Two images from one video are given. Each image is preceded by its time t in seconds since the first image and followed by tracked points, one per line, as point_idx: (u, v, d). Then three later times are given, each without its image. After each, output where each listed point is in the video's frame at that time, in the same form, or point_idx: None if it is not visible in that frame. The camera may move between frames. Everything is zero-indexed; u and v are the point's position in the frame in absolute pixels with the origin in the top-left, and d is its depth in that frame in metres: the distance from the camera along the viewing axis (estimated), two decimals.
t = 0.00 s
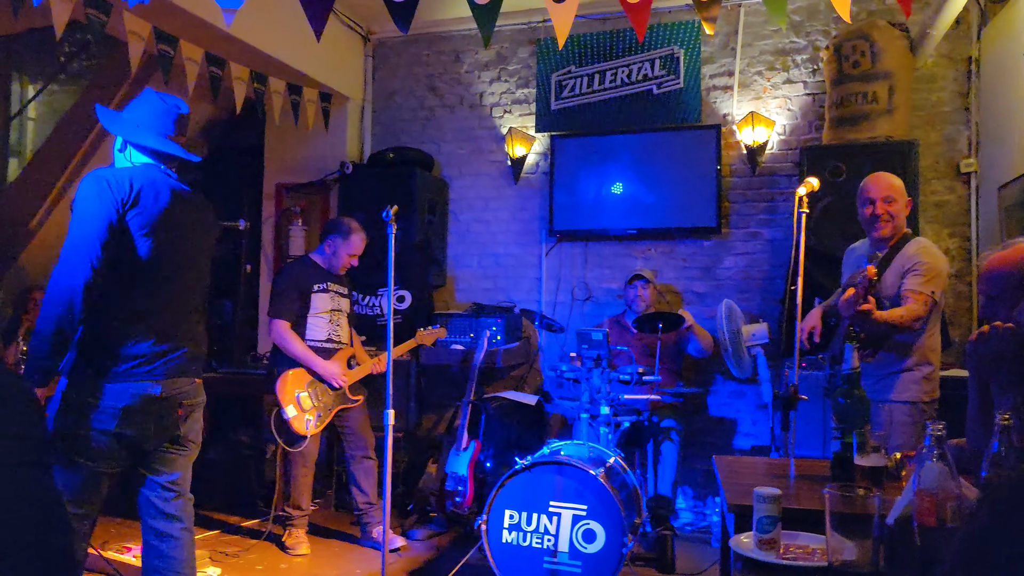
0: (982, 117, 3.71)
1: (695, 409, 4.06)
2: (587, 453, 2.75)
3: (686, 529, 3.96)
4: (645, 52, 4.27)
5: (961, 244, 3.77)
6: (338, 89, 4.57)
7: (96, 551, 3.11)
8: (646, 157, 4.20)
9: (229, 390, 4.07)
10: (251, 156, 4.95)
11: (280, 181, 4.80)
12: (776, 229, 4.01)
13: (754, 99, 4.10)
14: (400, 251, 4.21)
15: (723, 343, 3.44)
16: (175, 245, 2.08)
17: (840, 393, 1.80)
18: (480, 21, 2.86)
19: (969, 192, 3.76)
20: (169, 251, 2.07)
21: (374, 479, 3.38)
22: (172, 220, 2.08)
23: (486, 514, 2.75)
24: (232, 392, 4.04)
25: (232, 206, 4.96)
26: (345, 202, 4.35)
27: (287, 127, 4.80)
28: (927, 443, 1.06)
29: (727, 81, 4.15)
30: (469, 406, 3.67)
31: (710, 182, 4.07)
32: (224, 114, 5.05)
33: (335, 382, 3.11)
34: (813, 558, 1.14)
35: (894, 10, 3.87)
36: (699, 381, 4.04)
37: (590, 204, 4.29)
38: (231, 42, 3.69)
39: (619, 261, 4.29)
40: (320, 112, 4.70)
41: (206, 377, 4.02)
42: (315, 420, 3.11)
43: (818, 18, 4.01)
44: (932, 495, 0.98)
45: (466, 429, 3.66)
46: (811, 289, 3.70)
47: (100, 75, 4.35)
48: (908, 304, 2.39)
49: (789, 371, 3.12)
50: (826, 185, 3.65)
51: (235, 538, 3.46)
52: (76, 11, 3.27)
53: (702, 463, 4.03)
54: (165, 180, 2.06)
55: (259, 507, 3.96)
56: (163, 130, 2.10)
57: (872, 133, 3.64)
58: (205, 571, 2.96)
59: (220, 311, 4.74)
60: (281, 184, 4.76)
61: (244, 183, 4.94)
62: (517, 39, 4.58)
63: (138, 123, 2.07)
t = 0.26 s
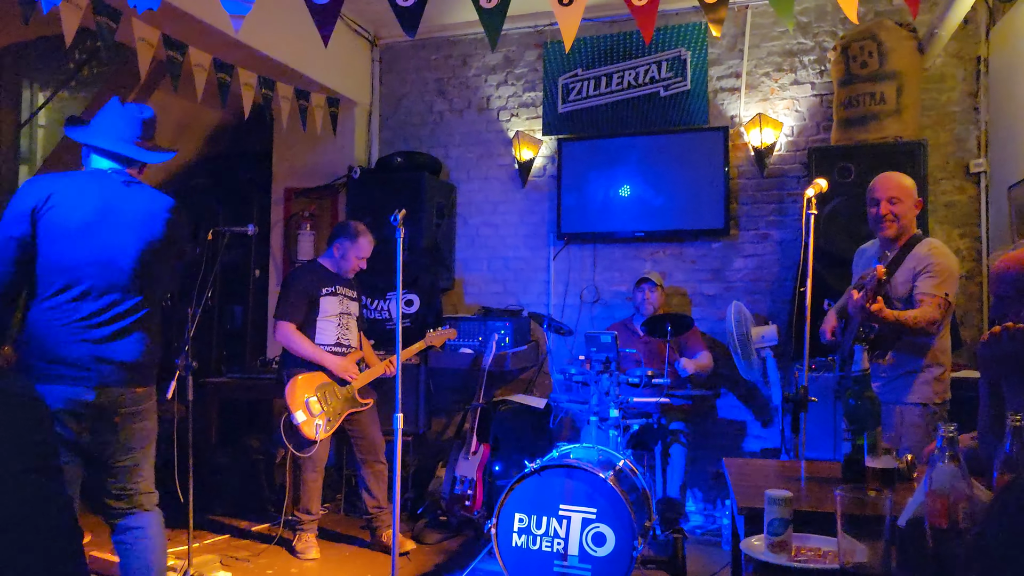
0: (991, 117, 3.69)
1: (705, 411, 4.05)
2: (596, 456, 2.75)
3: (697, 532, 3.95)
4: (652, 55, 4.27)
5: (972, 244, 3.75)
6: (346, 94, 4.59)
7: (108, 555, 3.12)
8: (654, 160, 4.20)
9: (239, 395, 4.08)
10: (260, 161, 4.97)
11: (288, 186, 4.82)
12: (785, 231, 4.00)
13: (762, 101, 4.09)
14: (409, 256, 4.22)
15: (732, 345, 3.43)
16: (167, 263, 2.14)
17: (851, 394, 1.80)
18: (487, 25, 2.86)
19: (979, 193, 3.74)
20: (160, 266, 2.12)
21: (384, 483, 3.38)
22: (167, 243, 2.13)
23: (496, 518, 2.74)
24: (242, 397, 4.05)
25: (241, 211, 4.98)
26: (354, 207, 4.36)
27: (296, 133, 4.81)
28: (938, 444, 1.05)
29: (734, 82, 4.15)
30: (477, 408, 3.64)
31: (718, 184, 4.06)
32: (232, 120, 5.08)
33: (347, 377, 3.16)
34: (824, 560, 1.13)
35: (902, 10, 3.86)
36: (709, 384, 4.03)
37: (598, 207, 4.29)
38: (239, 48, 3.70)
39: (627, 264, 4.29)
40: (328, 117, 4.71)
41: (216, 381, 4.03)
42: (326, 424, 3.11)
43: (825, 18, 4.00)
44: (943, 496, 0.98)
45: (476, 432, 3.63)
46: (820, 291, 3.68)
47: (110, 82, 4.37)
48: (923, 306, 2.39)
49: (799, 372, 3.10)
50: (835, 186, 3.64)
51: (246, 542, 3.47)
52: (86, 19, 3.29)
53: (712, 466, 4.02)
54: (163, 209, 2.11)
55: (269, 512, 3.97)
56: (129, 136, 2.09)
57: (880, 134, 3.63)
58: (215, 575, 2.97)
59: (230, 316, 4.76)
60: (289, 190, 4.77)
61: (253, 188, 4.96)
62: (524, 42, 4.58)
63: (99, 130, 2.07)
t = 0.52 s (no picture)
0: (998, 117, 3.68)
1: (712, 413, 4.04)
2: (603, 458, 2.75)
3: (704, 534, 3.94)
4: (656, 56, 4.27)
5: (979, 244, 3.74)
6: (351, 97, 4.60)
7: (116, 559, 3.13)
8: (659, 161, 4.20)
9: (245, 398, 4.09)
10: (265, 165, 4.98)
11: (293, 190, 4.81)
12: (791, 232, 3.99)
13: (767, 101, 4.09)
14: (414, 258, 4.23)
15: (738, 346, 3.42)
16: (150, 265, 2.36)
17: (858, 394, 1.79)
18: (491, 27, 2.87)
19: (986, 193, 3.73)
20: (142, 270, 2.34)
21: (391, 486, 3.39)
22: (149, 249, 2.35)
23: (502, 520, 2.74)
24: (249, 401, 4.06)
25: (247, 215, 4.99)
26: (359, 211, 4.37)
27: (301, 136, 4.82)
28: (944, 444, 1.05)
29: (739, 83, 4.14)
30: (484, 411, 3.65)
31: (723, 185, 4.05)
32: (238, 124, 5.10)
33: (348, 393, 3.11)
34: (831, 562, 1.12)
35: (907, 10, 3.86)
36: (715, 386, 4.02)
37: (603, 209, 4.29)
38: (244, 52, 3.72)
39: (633, 265, 4.28)
40: (333, 120, 4.72)
41: (223, 385, 4.04)
42: (332, 427, 3.11)
43: (830, 19, 3.99)
44: (950, 496, 0.98)
45: (483, 434, 3.63)
46: (826, 292, 3.67)
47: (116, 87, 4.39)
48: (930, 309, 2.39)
49: (806, 374, 3.10)
50: (841, 187, 3.63)
51: (253, 546, 3.48)
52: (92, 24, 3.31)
53: (719, 467, 4.01)
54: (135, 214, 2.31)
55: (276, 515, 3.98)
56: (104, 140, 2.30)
57: (886, 134, 3.62)
58: None
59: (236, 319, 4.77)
60: (294, 194, 4.75)
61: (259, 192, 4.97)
62: (528, 45, 4.59)
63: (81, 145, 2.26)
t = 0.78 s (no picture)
0: (1002, 117, 3.67)
1: (717, 415, 4.03)
2: (608, 461, 2.75)
3: (709, 536, 3.93)
4: (660, 58, 4.27)
5: (984, 244, 3.73)
6: (354, 101, 4.61)
7: (122, 562, 3.14)
8: (662, 163, 4.20)
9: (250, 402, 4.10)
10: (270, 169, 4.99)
11: (297, 193, 4.80)
12: (795, 233, 3.99)
13: (770, 103, 4.09)
14: (419, 261, 4.23)
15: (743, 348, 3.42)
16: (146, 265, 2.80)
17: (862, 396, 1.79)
18: (495, 31, 2.87)
19: (991, 193, 3.72)
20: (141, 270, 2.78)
21: (396, 489, 3.39)
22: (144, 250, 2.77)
23: (508, 523, 2.74)
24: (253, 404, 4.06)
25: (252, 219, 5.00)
26: (363, 214, 4.38)
27: (304, 140, 4.82)
28: (954, 446, 1.04)
29: (742, 85, 4.14)
30: (488, 413, 3.69)
31: (727, 187, 4.05)
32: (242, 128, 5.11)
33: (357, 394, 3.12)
34: (839, 563, 1.12)
35: (911, 11, 3.85)
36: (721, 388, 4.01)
37: (607, 211, 4.29)
38: (248, 56, 3.73)
39: (637, 268, 4.28)
40: (337, 124, 4.73)
41: (228, 388, 4.05)
42: (337, 430, 3.11)
43: (833, 20, 3.99)
44: (958, 497, 0.96)
45: (486, 436, 3.68)
46: (831, 293, 3.67)
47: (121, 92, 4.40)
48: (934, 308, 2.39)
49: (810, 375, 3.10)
50: (845, 188, 3.64)
51: (258, 549, 3.48)
52: (96, 29, 3.32)
53: (724, 469, 4.00)
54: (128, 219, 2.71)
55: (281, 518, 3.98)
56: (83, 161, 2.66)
57: (890, 135, 3.62)
58: None
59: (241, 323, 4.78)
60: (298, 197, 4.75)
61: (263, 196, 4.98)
62: (531, 47, 4.59)
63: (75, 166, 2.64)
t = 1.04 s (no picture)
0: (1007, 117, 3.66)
1: (722, 417, 4.03)
2: (612, 463, 2.74)
3: (714, 538, 3.93)
4: (663, 60, 4.27)
5: (989, 245, 3.72)
6: (357, 104, 4.61)
7: (128, 565, 3.14)
8: (666, 165, 4.19)
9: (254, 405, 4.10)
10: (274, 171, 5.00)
11: (301, 196, 4.82)
12: (800, 234, 3.98)
13: (774, 104, 4.08)
14: (423, 264, 4.23)
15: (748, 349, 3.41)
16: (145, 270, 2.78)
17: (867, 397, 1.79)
18: (498, 32, 2.87)
19: (996, 194, 3.71)
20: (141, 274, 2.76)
21: (400, 492, 3.39)
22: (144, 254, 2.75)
23: (513, 525, 2.74)
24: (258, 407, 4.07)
25: (256, 221, 5.01)
26: (367, 217, 4.38)
27: (308, 143, 4.83)
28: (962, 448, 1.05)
29: (746, 86, 4.14)
30: (493, 415, 3.69)
31: (731, 188, 4.05)
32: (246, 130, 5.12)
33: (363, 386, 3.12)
34: (845, 565, 1.12)
35: (914, 11, 3.85)
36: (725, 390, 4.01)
37: (611, 213, 4.29)
38: (252, 60, 3.73)
39: (641, 269, 4.28)
40: (340, 126, 4.74)
41: (232, 391, 4.06)
42: (343, 433, 3.13)
43: (837, 21, 3.99)
44: (966, 499, 0.96)
45: (491, 438, 3.68)
46: (835, 295, 3.66)
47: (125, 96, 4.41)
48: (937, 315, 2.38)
49: (815, 377, 3.09)
50: (849, 189, 3.63)
51: (263, 551, 3.48)
52: (100, 33, 3.33)
53: (729, 471, 3.99)
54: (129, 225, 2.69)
55: (285, 521, 3.98)
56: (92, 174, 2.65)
57: (894, 136, 3.62)
58: None
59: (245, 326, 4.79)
60: (303, 200, 4.78)
61: (267, 199, 4.99)
62: (534, 49, 4.60)
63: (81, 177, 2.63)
